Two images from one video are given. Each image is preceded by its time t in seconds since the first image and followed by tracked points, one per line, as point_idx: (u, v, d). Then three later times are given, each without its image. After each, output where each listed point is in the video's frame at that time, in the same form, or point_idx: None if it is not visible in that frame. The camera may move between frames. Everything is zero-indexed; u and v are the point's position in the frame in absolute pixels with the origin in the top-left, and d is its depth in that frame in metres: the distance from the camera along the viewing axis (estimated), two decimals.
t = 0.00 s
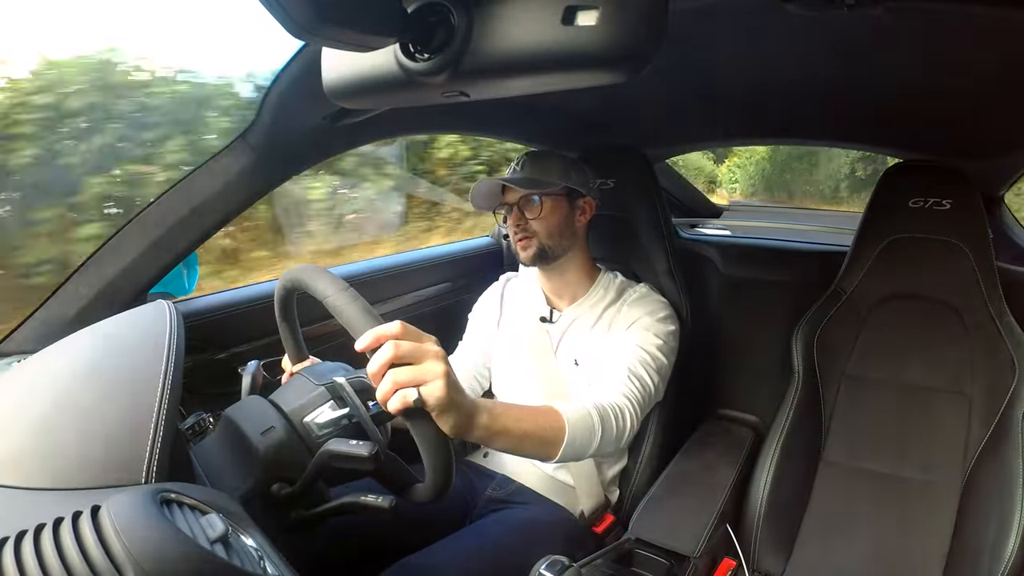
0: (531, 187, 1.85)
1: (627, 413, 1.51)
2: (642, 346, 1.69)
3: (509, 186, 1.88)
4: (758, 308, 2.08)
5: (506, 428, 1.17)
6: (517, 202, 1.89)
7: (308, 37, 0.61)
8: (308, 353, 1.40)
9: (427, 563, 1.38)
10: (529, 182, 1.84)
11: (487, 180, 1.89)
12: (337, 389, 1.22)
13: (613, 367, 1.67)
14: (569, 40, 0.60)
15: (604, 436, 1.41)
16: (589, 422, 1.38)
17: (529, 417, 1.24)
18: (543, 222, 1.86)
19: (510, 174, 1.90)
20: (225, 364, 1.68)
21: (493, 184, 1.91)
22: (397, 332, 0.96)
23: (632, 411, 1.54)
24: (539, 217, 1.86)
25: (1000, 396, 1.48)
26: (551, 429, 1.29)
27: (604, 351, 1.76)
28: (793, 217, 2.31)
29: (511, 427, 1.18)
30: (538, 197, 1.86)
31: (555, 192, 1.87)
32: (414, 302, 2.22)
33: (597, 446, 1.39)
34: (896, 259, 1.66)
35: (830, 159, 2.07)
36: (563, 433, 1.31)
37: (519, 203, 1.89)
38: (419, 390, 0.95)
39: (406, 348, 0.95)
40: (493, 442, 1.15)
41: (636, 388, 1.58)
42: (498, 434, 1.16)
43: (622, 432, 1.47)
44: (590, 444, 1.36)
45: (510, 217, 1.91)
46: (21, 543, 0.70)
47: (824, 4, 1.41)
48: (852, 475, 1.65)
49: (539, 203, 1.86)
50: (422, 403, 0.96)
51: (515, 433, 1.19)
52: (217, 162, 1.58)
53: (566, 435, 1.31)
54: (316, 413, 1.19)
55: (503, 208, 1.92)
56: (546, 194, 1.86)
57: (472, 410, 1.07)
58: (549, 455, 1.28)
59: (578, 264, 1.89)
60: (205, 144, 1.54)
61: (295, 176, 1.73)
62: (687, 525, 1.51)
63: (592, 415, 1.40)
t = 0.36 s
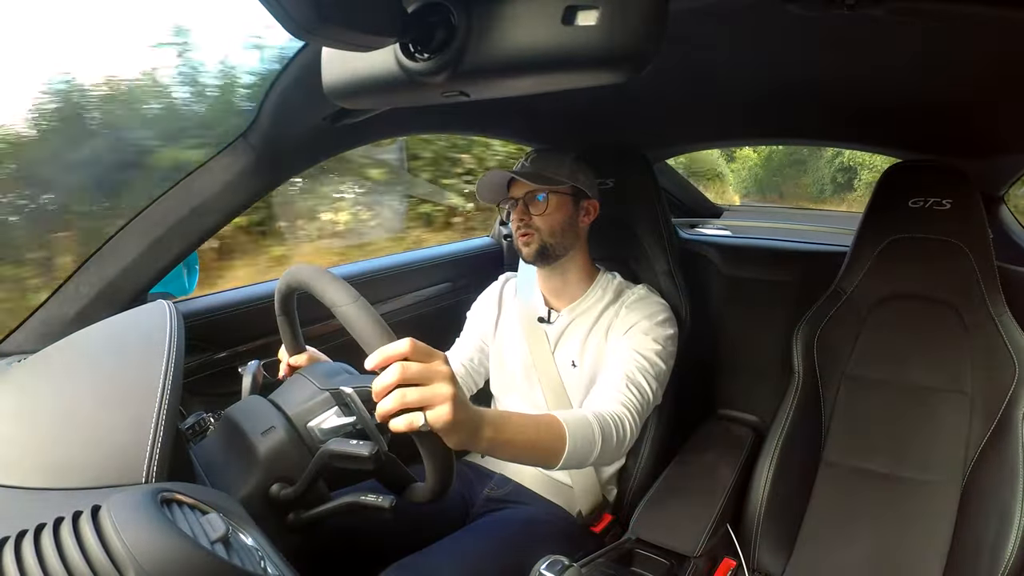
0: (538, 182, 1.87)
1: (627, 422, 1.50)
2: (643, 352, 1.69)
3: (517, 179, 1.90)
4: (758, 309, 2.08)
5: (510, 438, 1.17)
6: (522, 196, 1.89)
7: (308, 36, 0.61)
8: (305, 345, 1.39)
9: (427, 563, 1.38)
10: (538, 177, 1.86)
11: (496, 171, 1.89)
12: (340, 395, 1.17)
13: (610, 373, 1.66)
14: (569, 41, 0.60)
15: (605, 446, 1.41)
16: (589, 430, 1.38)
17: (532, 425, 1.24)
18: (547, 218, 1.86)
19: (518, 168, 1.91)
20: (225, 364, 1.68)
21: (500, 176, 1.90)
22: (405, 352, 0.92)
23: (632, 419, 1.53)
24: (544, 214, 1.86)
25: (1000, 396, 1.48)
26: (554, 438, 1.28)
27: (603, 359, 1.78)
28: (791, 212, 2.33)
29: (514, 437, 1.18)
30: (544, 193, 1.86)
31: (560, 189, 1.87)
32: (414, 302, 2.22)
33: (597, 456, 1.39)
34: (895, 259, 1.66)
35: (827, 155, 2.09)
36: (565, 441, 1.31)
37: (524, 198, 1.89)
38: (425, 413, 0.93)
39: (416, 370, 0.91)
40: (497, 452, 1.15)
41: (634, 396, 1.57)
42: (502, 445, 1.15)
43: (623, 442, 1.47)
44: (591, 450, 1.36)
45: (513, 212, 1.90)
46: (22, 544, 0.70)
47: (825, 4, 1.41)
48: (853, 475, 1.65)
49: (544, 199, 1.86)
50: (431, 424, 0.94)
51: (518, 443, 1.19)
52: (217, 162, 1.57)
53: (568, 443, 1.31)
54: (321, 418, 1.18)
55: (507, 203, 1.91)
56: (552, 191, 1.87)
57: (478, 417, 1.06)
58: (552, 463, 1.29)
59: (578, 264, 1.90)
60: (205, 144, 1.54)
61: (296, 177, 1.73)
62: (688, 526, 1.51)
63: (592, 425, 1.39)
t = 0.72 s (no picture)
0: (546, 180, 1.86)
1: (628, 437, 1.50)
2: (643, 360, 1.69)
3: (524, 175, 1.88)
4: (759, 310, 2.08)
5: (512, 451, 1.20)
6: (530, 192, 1.89)
7: (308, 37, 0.61)
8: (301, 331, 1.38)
9: (427, 563, 1.38)
10: (544, 176, 1.85)
11: (502, 167, 1.88)
12: (346, 406, 1.18)
13: (611, 381, 1.66)
14: (570, 40, 0.60)
15: (606, 463, 1.42)
16: (591, 445, 1.39)
17: (535, 438, 1.27)
18: (551, 217, 1.86)
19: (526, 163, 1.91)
20: (225, 364, 1.68)
21: (507, 172, 1.90)
22: (413, 393, 0.97)
23: (633, 432, 1.53)
24: (549, 212, 1.86)
25: (1000, 396, 1.48)
26: (557, 451, 1.32)
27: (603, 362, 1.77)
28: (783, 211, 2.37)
29: (516, 449, 1.21)
30: (551, 192, 1.87)
31: (569, 189, 1.87)
32: (414, 302, 2.22)
33: (597, 470, 1.41)
34: (896, 259, 1.66)
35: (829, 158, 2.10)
36: (566, 455, 1.34)
37: (530, 195, 1.89)
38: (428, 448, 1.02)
39: (420, 411, 0.99)
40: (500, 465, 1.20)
41: (636, 408, 1.58)
42: (503, 459, 1.19)
43: (622, 460, 1.48)
44: (591, 466, 1.38)
45: (519, 207, 1.90)
46: (22, 543, 0.70)
47: (825, 3, 1.41)
48: (853, 475, 1.65)
49: (549, 198, 1.86)
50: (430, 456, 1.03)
51: (519, 456, 1.22)
52: (217, 162, 1.57)
53: (570, 456, 1.34)
54: (328, 426, 1.19)
55: (513, 198, 1.91)
56: (559, 190, 1.87)
57: (482, 433, 1.10)
58: (553, 475, 1.32)
59: (580, 266, 1.90)
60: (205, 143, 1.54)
61: (296, 177, 1.73)
62: (688, 525, 1.51)
63: (594, 437, 1.42)
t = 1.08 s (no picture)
0: (549, 179, 1.87)
1: (627, 438, 1.50)
2: (643, 362, 1.68)
3: (527, 171, 1.89)
4: (759, 310, 2.08)
5: (513, 456, 1.21)
6: (532, 189, 1.90)
7: (308, 37, 0.61)
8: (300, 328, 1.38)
9: (428, 563, 1.38)
10: (547, 174, 1.86)
11: (505, 163, 1.89)
12: (348, 408, 1.17)
13: (611, 383, 1.66)
14: (570, 40, 0.60)
15: (606, 464, 1.42)
16: (591, 447, 1.40)
17: (537, 444, 1.27)
18: (552, 215, 1.86)
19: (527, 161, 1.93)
20: (225, 363, 1.68)
21: (510, 169, 1.91)
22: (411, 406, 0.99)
23: (633, 434, 1.53)
24: (551, 210, 1.87)
25: (1000, 395, 1.48)
26: (557, 456, 1.32)
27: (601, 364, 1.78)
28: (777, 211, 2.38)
29: (518, 455, 1.22)
30: (554, 191, 1.88)
31: (570, 188, 1.88)
32: (414, 302, 2.22)
33: (597, 470, 1.41)
34: (897, 259, 1.66)
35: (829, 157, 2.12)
36: (567, 461, 1.34)
37: (533, 192, 1.89)
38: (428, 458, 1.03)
39: (418, 425, 1.00)
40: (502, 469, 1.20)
41: (636, 411, 1.58)
42: (504, 464, 1.19)
43: (621, 462, 1.47)
44: (592, 466, 1.38)
45: (521, 204, 1.91)
46: (22, 543, 0.70)
47: (825, 3, 1.41)
48: (853, 475, 1.65)
49: (553, 197, 1.87)
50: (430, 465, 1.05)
51: (520, 461, 1.22)
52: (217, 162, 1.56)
53: (570, 460, 1.34)
54: (331, 427, 1.18)
55: (516, 194, 1.92)
56: (561, 189, 1.88)
57: (482, 437, 1.11)
58: (556, 475, 1.32)
59: (580, 265, 1.90)
60: (205, 143, 1.54)
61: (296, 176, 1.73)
62: (688, 525, 1.51)
63: (596, 440, 1.41)
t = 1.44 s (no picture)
0: (549, 180, 1.86)
1: (632, 440, 1.50)
2: (644, 362, 1.68)
3: (527, 174, 1.89)
4: (759, 309, 2.08)
5: (516, 456, 1.21)
6: (532, 190, 1.89)
7: (308, 37, 0.61)
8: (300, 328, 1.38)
9: (428, 563, 1.38)
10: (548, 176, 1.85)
11: (507, 164, 1.88)
12: (348, 408, 1.16)
13: (612, 386, 1.66)
14: (570, 40, 0.60)
15: (611, 465, 1.43)
16: (594, 448, 1.40)
17: (539, 444, 1.28)
18: (553, 217, 1.86)
19: (529, 163, 1.92)
20: (225, 363, 1.68)
21: (511, 169, 1.90)
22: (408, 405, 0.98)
23: (637, 435, 1.53)
24: (551, 212, 1.86)
25: (999, 395, 1.48)
26: (559, 455, 1.32)
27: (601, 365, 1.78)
28: (779, 212, 2.38)
29: (521, 455, 1.22)
30: (555, 193, 1.87)
31: (571, 190, 1.88)
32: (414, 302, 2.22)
33: (603, 472, 1.41)
34: (897, 259, 1.65)
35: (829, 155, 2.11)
36: (570, 460, 1.34)
37: (533, 194, 1.89)
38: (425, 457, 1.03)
39: (417, 424, 1.00)
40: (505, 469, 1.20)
41: (639, 412, 1.57)
42: (507, 464, 1.20)
43: (627, 465, 1.47)
44: (597, 467, 1.39)
45: (521, 205, 1.90)
46: (22, 542, 0.70)
47: (825, 4, 1.41)
48: (853, 475, 1.65)
49: (554, 199, 1.86)
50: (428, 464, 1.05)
51: (523, 461, 1.23)
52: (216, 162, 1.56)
53: (574, 460, 1.34)
54: (330, 427, 1.19)
55: (516, 196, 1.92)
56: (562, 191, 1.87)
57: (482, 437, 1.11)
58: (558, 477, 1.32)
59: (580, 267, 1.90)
60: (204, 143, 1.54)
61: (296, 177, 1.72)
62: (688, 525, 1.51)
63: (599, 441, 1.42)
